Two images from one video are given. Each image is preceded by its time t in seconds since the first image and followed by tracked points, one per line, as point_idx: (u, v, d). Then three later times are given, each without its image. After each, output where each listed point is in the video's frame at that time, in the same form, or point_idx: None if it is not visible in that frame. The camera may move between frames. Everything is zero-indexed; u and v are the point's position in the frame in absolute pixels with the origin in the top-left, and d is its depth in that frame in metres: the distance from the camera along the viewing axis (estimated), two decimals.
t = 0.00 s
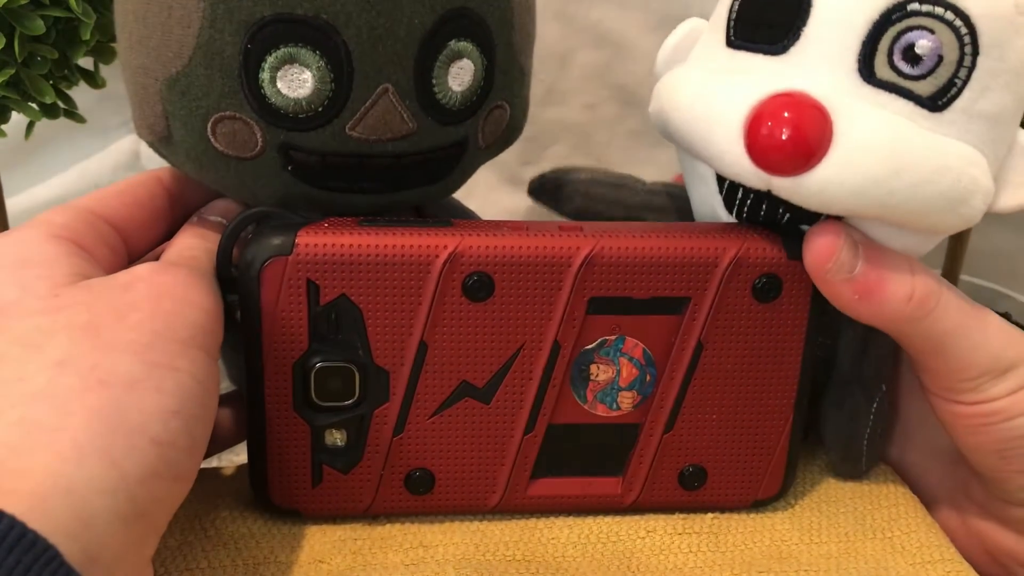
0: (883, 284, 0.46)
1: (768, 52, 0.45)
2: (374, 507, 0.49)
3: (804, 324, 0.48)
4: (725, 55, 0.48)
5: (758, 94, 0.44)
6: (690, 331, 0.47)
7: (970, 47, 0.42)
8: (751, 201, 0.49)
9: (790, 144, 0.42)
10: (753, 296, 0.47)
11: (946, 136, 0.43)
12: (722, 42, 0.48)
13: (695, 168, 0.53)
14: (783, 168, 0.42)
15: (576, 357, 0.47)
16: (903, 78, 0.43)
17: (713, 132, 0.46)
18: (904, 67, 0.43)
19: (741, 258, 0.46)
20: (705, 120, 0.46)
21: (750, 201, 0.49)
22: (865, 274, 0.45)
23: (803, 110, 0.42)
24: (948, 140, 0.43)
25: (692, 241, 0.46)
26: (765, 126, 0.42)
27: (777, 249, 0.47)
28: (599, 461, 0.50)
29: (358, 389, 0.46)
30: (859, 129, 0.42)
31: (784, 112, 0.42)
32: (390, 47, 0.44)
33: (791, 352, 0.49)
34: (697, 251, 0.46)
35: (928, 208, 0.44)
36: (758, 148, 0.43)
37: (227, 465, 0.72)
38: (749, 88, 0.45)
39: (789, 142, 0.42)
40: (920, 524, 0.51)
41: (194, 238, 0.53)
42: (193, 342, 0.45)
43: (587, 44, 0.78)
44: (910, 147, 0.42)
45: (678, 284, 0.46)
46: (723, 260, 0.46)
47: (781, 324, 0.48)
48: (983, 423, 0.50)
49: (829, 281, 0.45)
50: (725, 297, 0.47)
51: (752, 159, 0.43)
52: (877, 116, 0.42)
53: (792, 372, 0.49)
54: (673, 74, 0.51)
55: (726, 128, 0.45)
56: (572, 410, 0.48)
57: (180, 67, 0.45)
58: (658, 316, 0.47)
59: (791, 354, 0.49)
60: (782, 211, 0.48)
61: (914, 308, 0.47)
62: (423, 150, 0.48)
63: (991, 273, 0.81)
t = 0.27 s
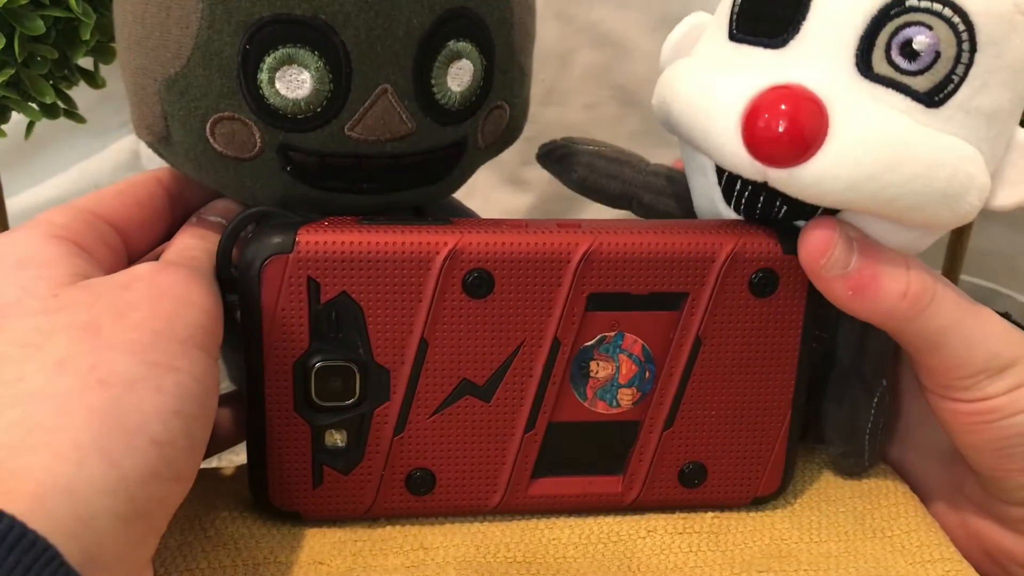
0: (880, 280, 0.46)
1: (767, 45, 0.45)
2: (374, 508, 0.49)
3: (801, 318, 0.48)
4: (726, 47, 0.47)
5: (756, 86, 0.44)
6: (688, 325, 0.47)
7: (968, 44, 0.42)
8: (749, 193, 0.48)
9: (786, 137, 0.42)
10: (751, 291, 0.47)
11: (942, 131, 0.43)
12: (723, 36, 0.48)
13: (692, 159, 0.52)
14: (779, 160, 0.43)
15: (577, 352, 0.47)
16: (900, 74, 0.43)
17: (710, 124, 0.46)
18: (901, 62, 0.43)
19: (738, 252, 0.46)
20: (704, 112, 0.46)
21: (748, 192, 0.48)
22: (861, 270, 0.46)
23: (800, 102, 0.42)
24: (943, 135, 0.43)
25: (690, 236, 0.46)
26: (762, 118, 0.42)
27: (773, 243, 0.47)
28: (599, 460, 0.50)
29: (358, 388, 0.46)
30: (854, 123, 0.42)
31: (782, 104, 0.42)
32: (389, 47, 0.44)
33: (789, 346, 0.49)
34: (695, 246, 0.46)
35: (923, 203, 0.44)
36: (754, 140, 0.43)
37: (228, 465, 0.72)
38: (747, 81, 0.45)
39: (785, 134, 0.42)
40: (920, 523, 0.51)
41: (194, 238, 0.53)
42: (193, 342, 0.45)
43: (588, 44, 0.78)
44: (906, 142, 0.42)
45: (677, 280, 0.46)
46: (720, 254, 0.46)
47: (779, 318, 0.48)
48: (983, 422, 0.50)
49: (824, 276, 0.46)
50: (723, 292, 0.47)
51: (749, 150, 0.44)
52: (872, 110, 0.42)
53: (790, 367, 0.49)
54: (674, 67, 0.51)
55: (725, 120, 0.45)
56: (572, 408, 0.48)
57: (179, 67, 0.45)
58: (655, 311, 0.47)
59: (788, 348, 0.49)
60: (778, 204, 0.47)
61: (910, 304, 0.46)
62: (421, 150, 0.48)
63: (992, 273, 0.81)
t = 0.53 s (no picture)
0: (882, 281, 0.46)
1: (770, 52, 0.45)
2: (374, 508, 0.49)
3: (803, 321, 0.48)
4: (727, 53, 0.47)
5: (762, 94, 0.44)
6: (690, 328, 0.47)
7: (974, 47, 0.42)
8: (755, 201, 0.48)
9: (794, 144, 0.42)
10: (752, 294, 0.47)
11: (949, 135, 0.43)
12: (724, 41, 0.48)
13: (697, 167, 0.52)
14: (787, 169, 0.42)
15: (578, 356, 0.47)
16: (908, 78, 0.43)
17: (716, 132, 0.46)
18: (908, 66, 0.43)
19: (741, 256, 0.46)
20: (709, 118, 0.46)
21: (754, 201, 0.48)
22: (862, 272, 0.46)
23: (806, 109, 0.42)
24: (951, 139, 0.43)
25: (692, 239, 0.46)
26: (769, 126, 0.42)
27: (774, 246, 0.47)
28: (599, 460, 0.50)
29: (358, 389, 0.46)
30: (861, 127, 0.42)
31: (788, 111, 0.42)
32: (391, 48, 0.44)
33: (790, 348, 0.49)
34: (695, 251, 0.46)
35: (931, 207, 0.44)
36: (761, 149, 0.43)
37: (227, 465, 0.72)
38: (753, 87, 0.45)
39: (793, 142, 0.41)
40: (920, 524, 0.51)
41: (194, 238, 0.53)
42: (194, 342, 0.45)
43: (588, 44, 0.78)
44: (914, 147, 0.42)
45: (678, 282, 0.46)
46: (723, 258, 0.46)
47: (781, 322, 0.48)
48: (984, 421, 0.50)
49: (828, 280, 0.45)
50: (726, 296, 0.47)
51: (756, 159, 0.43)
52: (880, 115, 0.42)
53: (791, 370, 0.49)
54: (674, 74, 0.51)
55: (730, 127, 0.45)
56: (572, 408, 0.48)
57: (181, 67, 0.45)
58: (657, 313, 0.47)
59: (791, 351, 0.49)
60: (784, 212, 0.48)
61: (917, 303, 0.46)
62: (424, 150, 0.48)
63: (992, 273, 0.81)
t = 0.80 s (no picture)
0: (877, 276, 0.46)
1: (779, 51, 0.45)
2: (374, 509, 0.49)
3: (803, 320, 0.48)
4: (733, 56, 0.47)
5: (772, 94, 0.44)
6: (690, 327, 0.47)
7: (984, 45, 0.42)
8: (764, 202, 0.48)
9: (805, 144, 0.41)
10: (751, 292, 0.47)
11: (959, 134, 0.43)
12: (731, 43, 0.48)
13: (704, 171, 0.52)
14: (798, 168, 0.42)
15: (578, 355, 0.47)
16: (918, 77, 0.43)
17: (724, 132, 0.46)
18: (918, 66, 0.43)
19: (739, 254, 0.46)
20: (717, 118, 0.46)
21: (762, 202, 0.48)
22: (857, 268, 0.46)
23: (819, 109, 0.42)
24: (962, 138, 0.43)
25: (691, 237, 0.46)
26: (780, 126, 0.42)
27: (774, 245, 0.47)
28: (600, 461, 0.50)
29: (358, 388, 0.46)
30: (872, 127, 0.42)
31: (800, 111, 0.42)
32: (391, 48, 0.44)
33: (790, 347, 0.49)
34: (695, 248, 0.46)
35: (942, 206, 0.44)
36: (773, 149, 0.43)
37: (227, 465, 0.72)
38: (762, 87, 0.45)
39: (804, 141, 0.41)
40: (920, 525, 0.51)
41: (194, 238, 0.53)
42: (194, 342, 0.45)
43: (588, 44, 0.78)
44: (925, 146, 0.42)
45: (678, 281, 0.46)
46: (722, 256, 0.46)
47: (781, 321, 0.48)
48: (980, 417, 0.50)
49: (819, 274, 0.46)
50: (725, 294, 0.47)
51: (768, 160, 0.43)
52: (891, 115, 0.42)
53: (791, 369, 0.49)
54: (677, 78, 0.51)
55: (740, 128, 0.45)
56: (572, 408, 0.48)
57: (180, 68, 0.44)
58: (656, 313, 0.47)
59: (790, 349, 0.49)
60: (794, 211, 0.48)
61: (910, 298, 0.46)
62: (424, 150, 0.48)
63: (992, 273, 0.81)
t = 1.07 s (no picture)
0: (874, 273, 0.46)
1: (781, 46, 0.45)
2: (375, 510, 0.49)
3: (801, 317, 0.48)
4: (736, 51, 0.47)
5: (776, 88, 0.44)
6: (688, 324, 0.47)
7: (985, 42, 0.43)
8: (765, 195, 0.48)
9: (808, 138, 0.41)
10: (750, 289, 0.47)
11: (960, 130, 0.43)
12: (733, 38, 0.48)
13: (707, 165, 0.52)
14: (801, 162, 0.42)
15: (577, 352, 0.47)
16: (919, 73, 0.43)
17: (727, 127, 0.45)
18: (919, 61, 0.43)
19: (736, 251, 0.46)
20: (719, 115, 0.46)
21: (764, 197, 0.48)
22: (853, 265, 0.46)
23: (822, 103, 0.41)
24: (962, 134, 0.43)
25: (688, 234, 0.46)
26: (784, 119, 0.42)
27: (773, 242, 0.47)
28: (600, 460, 0.50)
29: (358, 389, 0.46)
30: (875, 122, 0.42)
31: (803, 105, 0.42)
32: (390, 49, 0.44)
33: (788, 344, 0.49)
34: (693, 244, 0.46)
35: (943, 202, 0.44)
36: (775, 142, 0.42)
37: (227, 466, 0.72)
38: (766, 80, 0.44)
39: (808, 135, 0.41)
40: (921, 525, 0.51)
41: (194, 238, 0.53)
42: (194, 342, 0.45)
43: (587, 44, 0.78)
44: (928, 142, 0.42)
45: (676, 279, 0.46)
46: (719, 253, 0.46)
47: (780, 320, 0.48)
48: (977, 418, 0.50)
49: (816, 271, 0.46)
50: (722, 291, 0.47)
51: (772, 153, 0.43)
52: (893, 109, 0.42)
53: (791, 367, 0.49)
54: (681, 71, 0.51)
55: (743, 122, 0.44)
56: (571, 406, 0.48)
57: (179, 68, 0.45)
58: (655, 309, 0.47)
59: (789, 346, 0.49)
60: (795, 206, 0.48)
61: (907, 297, 0.46)
62: (423, 150, 0.48)
63: (993, 273, 0.81)
